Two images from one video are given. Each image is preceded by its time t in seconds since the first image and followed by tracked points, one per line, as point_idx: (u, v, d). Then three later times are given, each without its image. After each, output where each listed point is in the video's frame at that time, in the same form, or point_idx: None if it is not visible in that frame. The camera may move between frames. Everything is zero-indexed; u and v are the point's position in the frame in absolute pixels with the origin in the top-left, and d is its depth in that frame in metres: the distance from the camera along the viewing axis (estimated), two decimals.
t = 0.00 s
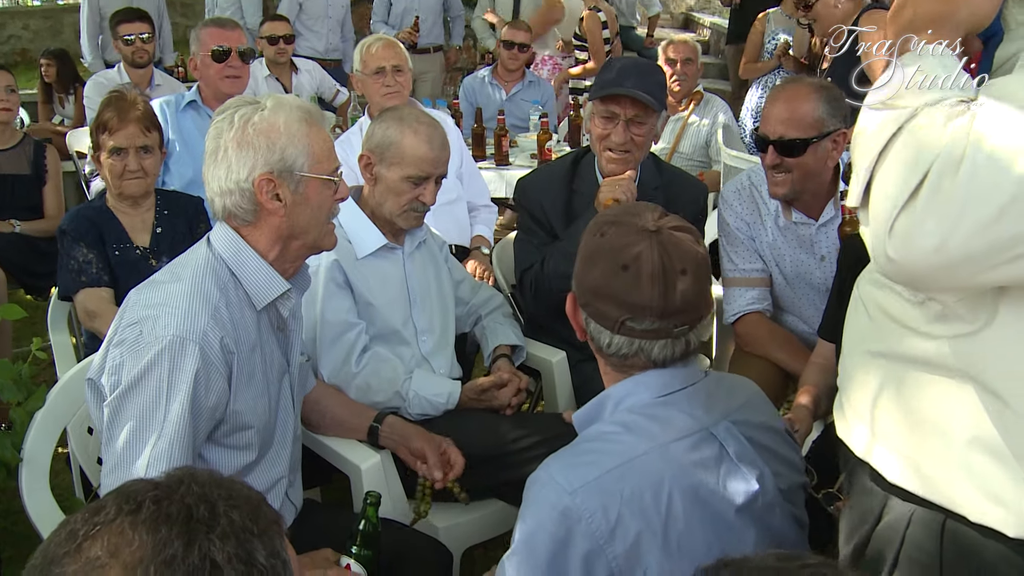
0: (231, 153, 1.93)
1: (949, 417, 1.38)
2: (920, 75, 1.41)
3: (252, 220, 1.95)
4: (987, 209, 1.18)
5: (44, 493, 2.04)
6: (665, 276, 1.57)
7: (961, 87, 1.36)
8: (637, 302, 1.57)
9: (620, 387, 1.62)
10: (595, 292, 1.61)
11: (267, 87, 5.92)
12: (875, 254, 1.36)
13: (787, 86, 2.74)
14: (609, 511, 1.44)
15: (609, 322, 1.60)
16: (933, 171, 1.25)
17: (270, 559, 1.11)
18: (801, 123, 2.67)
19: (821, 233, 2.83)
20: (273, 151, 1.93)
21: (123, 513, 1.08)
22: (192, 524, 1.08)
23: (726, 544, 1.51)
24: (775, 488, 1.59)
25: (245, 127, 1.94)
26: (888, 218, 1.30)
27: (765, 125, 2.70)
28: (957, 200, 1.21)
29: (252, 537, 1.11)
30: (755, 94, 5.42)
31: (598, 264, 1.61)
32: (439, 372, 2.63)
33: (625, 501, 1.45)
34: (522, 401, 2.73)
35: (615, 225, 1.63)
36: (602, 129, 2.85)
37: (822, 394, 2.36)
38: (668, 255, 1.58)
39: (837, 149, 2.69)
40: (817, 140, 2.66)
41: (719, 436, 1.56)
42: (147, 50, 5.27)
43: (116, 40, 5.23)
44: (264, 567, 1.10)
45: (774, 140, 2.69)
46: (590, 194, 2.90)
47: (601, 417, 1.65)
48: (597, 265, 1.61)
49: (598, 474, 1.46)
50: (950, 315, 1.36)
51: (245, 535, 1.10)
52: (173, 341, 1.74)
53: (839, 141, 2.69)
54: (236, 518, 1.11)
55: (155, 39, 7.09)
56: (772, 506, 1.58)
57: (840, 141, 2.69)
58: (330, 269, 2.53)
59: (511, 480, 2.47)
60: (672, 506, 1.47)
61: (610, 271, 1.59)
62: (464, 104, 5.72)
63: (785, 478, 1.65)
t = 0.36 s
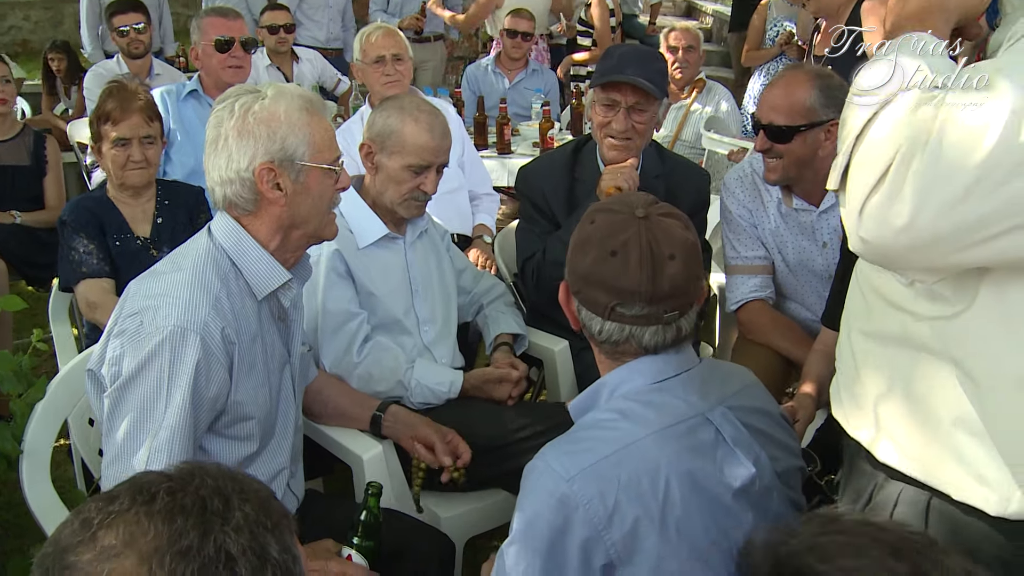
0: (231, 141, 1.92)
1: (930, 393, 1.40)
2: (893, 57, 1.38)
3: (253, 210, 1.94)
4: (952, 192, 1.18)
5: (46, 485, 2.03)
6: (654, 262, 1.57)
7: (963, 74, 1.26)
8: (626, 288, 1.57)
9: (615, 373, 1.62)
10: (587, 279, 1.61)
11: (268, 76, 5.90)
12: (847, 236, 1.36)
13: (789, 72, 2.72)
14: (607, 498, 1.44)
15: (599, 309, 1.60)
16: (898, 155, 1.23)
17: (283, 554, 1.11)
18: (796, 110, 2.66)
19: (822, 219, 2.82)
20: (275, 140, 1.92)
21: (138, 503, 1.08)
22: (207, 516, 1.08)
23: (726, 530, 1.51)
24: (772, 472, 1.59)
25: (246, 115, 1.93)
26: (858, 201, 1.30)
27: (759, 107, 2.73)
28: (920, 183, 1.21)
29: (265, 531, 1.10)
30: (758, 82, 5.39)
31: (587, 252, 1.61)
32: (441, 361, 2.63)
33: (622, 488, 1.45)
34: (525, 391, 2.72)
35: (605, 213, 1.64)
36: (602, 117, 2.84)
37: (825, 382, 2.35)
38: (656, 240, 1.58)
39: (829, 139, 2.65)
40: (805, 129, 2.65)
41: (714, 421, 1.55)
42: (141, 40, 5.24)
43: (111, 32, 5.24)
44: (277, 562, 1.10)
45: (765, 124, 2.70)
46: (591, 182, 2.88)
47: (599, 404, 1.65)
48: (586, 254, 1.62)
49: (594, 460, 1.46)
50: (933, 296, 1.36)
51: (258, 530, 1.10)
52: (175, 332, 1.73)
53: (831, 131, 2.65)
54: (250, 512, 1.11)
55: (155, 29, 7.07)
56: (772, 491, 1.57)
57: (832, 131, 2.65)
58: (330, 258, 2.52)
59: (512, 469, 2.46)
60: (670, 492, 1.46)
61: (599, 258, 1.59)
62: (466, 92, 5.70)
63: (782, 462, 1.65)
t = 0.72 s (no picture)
0: (195, 149, 1.87)
1: (880, 417, 1.31)
2: (850, 73, 1.30)
3: (213, 219, 1.89)
4: (872, 216, 1.12)
5: None
6: (616, 271, 1.55)
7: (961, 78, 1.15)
8: (586, 298, 1.54)
9: (577, 386, 1.58)
10: (547, 290, 1.58)
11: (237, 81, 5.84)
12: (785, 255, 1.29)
13: (762, 83, 2.71)
14: (569, 511, 1.41)
15: (560, 319, 1.57)
16: (829, 178, 1.17)
17: None
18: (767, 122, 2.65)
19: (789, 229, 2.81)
20: (238, 148, 1.88)
21: (78, 525, 1.03)
22: (150, 537, 1.03)
23: (689, 543, 1.48)
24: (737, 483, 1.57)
25: (210, 123, 1.89)
26: (792, 221, 1.24)
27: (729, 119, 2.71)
28: (847, 207, 1.14)
29: (211, 553, 1.06)
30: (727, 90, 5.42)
31: (548, 262, 1.59)
32: (404, 372, 2.60)
33: (585, 501, 1.42)
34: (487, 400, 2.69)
35: (565, 223, 1.62)
36: (570, 125, 2.82)
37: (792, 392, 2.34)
38: (618, 250, 1.56)
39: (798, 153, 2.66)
40: (774, 142, 2.65)
41: (678, 432, 1.52)
42: (101, 43, 5.15)
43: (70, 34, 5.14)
44: None
45: (735, 135, 2.69)
46: (557, 191, 2.86)
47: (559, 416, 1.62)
48: (546, 263, 1.59)
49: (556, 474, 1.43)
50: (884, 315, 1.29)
51: (204, 552, 1.06)
52: (126, 344, 1.68)
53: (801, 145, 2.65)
54: (196, 533, 1.07)
55: (121, 31, 6.96)
56: (735, 502, 1.55)
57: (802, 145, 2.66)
58: (293, 267, 2.48)
59: (475, 480, 2.43)
60: (632, 506, 1.43)
61: (560, 268, 1.57)
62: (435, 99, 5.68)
63: (746, 474, 1.63)
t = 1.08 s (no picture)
0: (79, 156, 1.78)
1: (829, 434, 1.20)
2: (781, 91, 1.21)
3: (107, 228, 1.81)
4: (799, 258, 1.06)
5: None
6: (546, 276, 1.52)
7: (963, 74, 1.05)
8: (515, 306, 1.51)
9: (507, 396, 1.55)
10: (475, 299, 1.54)
11: (154, 79, 5.65)
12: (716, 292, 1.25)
13: (685, 81, 2.72)
14: (503, 527, 1.38)
15: (490, 329, 1.53)
16: (756, 219, 1.11)
17: None
18: (692, 119, 2.66)
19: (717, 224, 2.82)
20: (127, 151, 1.81)
21: None
22: None
23: (625, 553, 1.47)
24: (672, 490, 1.56)
25: (92, 126, 1.79)
26: (721, 259, 1.18)
27: (658, 115, 2.71)
28: (772, 248, 1.08)
29: None
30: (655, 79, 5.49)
31: (475, 271, 1.54)
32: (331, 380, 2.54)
33: (518, 515, 1.39)
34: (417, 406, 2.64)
35: (490, 229, 1.57)
36: (495, 124, 2.79)
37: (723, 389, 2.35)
38: (545, 254, 1.53)
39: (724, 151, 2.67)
40: (700, 139, 2.65)
41: (611, 441, 1.51)
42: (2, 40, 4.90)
43: None
44: None
45: (661, 132, 2.69)
46: (483, 191, 2.82)
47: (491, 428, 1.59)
48: (473, 272, 1.55)
49: (488, 489, 1.39)
50: (815, 336, 1.21)
51: None
52: (16, 364, 1.58)
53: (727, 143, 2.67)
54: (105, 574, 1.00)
55: (27, 27, 6.66)
56: (671, 509, 1.54)
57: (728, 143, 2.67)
58: (212, 275, 2.38)
59: (408, 489, 2.39)
60: (567, 518, 1.41)
61: (487, 276, 1.52)
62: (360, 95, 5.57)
63: (681, 479, 1.62)
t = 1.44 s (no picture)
0: (14, 137, 1.63)
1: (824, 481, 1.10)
2: (782, 125, 1.09)
3: (42, 217, 1.67)
4: (814, 319, 0.96)
5: None
6: (510, 285, 1.42)
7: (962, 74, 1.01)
8: (477, 319, 1.41)
9: (466, 410, 1.45)
10: (433, 309, 1.44)
11: (108, 50, 5.43)
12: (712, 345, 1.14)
13: (662, 70, 2.62)
14: (460, 555, 1.28)
15: (450, 341, 1.44)
16: (762, 273, 1.00)
17: None
18: (668, 111, 2.57)
19: (691, 220, 2.74)
20: (68, 134, 1.67)
21: None
22: None
23: None
24: (641, 513, 1.47)
25: (31, 105, 1.64)
26: (722, 316, 1.07)
27: (632, 105, 2.62)
28: (783, 309, 0.98)
29: None
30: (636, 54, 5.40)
31: (435, 278, 1.44)
32: (284, 376, 2.42)
33: (477, 542, 1.29)
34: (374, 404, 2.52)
35: (451, 232, 1.46)
36: (462, 110, 2.66)
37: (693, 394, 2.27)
38: (510, 261, 1.43)
39: (701, 146, 2.61)
40: (676, 133, 2.57)
41: (577, 461, 1.42)
42: None
43: None
44: None
45: (636, 124, 2.60)
46: (448, 180, 2.70)
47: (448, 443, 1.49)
48: (433, 280, 1.44)
49: (444, 513, 1.29)
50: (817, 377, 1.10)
51: None
52: None
53: (704, 137, 2.61)
54: None
55: None
56: (639, 534, 1.46)
57: (705, 137, 2.61)
58: (159, 265, 2.24)
59: (364, 493, 2.28)
60: (529, 545, 1.32)
61: (447, 284, 1.42)
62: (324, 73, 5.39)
63: (650, 500, 1.54)
